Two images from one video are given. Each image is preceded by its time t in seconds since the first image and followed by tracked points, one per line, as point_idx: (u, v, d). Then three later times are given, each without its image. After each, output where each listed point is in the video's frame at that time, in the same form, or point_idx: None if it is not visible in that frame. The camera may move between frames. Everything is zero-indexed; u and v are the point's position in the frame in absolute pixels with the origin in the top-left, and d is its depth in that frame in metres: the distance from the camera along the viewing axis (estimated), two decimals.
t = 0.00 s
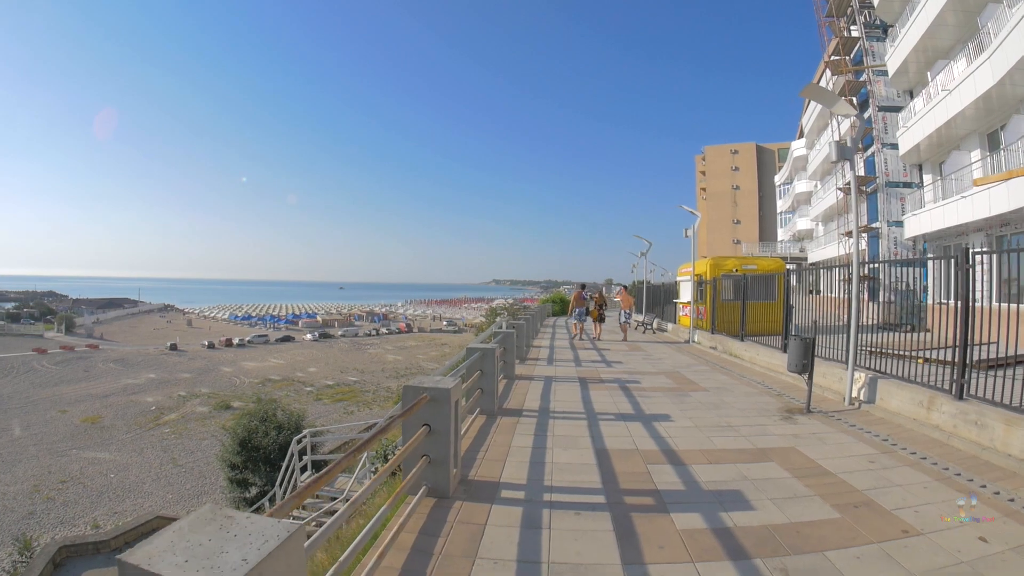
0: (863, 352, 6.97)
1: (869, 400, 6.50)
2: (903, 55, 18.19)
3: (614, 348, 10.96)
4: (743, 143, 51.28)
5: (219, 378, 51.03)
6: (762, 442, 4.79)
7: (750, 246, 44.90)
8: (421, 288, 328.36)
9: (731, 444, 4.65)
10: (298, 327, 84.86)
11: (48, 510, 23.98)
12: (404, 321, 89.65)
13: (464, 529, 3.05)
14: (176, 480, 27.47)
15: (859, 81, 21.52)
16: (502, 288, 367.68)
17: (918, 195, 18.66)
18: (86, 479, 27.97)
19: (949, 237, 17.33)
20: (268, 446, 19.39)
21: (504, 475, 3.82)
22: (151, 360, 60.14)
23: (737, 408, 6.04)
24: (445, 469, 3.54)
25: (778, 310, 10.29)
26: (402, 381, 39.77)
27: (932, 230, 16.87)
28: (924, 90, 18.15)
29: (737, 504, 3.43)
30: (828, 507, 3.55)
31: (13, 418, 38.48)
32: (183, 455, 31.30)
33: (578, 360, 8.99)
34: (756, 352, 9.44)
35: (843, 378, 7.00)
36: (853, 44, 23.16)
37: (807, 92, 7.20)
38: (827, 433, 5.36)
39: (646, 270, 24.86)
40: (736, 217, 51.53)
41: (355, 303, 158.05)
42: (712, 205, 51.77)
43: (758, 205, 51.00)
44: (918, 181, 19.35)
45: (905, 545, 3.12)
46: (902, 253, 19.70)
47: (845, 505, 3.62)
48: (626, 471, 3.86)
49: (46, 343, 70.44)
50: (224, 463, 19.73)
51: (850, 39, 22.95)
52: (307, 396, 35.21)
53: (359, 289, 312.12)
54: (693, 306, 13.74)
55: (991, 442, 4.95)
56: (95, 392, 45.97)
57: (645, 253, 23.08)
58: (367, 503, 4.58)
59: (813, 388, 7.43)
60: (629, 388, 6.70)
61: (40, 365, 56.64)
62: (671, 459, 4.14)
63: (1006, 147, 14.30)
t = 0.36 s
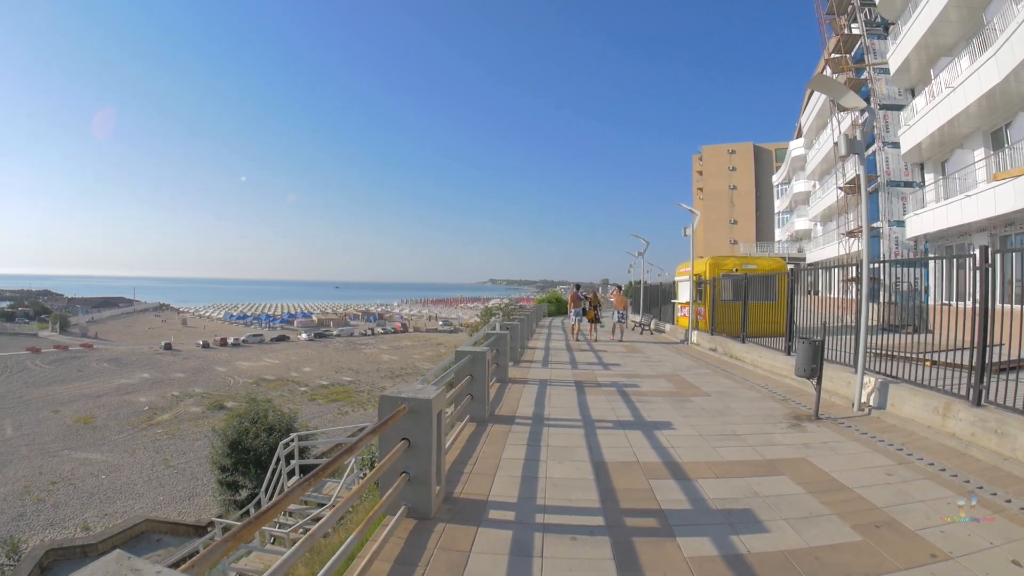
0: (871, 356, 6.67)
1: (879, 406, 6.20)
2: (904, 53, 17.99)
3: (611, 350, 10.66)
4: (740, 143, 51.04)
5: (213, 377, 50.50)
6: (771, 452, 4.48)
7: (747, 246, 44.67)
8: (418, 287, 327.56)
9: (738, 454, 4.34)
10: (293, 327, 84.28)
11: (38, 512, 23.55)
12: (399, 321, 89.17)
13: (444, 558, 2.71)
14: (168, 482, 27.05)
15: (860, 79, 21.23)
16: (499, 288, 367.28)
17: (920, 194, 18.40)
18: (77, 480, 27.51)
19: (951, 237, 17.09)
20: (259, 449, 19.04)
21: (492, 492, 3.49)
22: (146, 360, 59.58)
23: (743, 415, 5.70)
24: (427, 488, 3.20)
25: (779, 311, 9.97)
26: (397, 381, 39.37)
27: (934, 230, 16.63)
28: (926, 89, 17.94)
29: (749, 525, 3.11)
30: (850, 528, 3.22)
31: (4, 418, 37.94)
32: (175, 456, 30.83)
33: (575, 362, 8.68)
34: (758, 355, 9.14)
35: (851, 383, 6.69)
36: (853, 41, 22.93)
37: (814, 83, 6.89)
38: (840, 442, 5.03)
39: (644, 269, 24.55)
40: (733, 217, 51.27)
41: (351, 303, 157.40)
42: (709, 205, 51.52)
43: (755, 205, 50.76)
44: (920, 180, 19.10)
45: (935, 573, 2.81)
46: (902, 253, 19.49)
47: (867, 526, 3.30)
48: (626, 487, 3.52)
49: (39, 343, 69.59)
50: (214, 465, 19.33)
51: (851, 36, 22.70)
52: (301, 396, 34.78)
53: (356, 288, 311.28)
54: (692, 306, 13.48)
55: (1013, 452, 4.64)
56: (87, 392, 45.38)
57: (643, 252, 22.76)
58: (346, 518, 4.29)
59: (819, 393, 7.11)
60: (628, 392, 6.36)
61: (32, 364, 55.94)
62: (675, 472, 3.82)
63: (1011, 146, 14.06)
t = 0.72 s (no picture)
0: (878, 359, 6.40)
1: (887, 411, 5.94)
2: (901, 49, 17.81)
3: (605, 351, 10.33)
4: (732, 142, 50.91)
5: (203, 378, 49.78)
6: (779, 464, 4.17)
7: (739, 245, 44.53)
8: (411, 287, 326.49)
9: (744, 467, 4.02)
10: (284, 327, 83.46)
11: (24, 516, 22.98)
12: (391, 320, 88.54)
13: None
14: (155, 484, 26.50)
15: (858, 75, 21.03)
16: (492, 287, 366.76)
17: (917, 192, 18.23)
18: (64, 482, 26.92)
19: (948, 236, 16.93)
20: (246, 451, 18.60)
21: (477, 515, 3.13)
22: (134, 360, 58.67)
23: (746, 421, 5.41)
24: (403, 513, 2.84)
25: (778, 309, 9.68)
26: (388, 381, 38.93)
27: (932, 228, 16.46)
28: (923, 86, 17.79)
29: (763, 552, 2.79)
30: (873, 553, 2.92)
31: None
32: (163, 458, 30.25)
33: (567, 364, 8.35)
34: (756, 356, 8.84)
35: (856, 387, 6.42)
36: (849, 38, 22.75)
37: (818, 74, 6.59)
38: (851, 454, 4.73)
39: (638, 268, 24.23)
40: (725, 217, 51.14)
41: (343, 302, 156.45)
42: (701, 204, 51.37)
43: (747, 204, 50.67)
44: (917, 179, 18.96)
45: None
46: (899, 252, 19.29)
47: (890, 550, 3.00)
48: (625, 507, 3.20)
49: (25, 343, 68.31)
50: (199, 469, 18.85)
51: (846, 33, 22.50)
52: (291, 396, 34.27)
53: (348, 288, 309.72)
54: (687, 307, 13.11)
55: None
56: (75, 393, 44.56)
57: (636, 251, 22.42)
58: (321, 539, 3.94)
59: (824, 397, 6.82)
60: (625, 397, 6.04)
61: (19, 364, 54.93)
62: (678, 489, 3.50)
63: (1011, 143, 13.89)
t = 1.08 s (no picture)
0: (887, 362, 6.09)
1: (898, 416, 5.64)
2: (899, 46, 17.61)
3: (599, 352, 10.00)
4: (726, 142, 50.75)
5: (194, 379, 49.14)
6: (789, 478, 3.86)
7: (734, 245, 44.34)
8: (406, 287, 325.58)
9: (754, 482, 3.70)
10: (276, 328, 82.79)
11: (10, 521, 22.43)
12: (383, 321, 88.09)
13: None
14: (144, 487, 25.95)
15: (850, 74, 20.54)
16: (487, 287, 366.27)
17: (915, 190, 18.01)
18: (52, 486, 26.36)
19: (947, 235, 16.73)
20: (233, 455, 18.15)
21: (458, 542, 2.76)
22: (124, 362, 57.86)
23: (750, 429, 5.09)
24: (372, 540, 2.44)
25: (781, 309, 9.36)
26: (381, 381, 38.52)
27: (931, 227, 16.27)
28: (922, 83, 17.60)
29: None
30: None
31: None
32: (153, 461, 29.70)
33: (558, 367, 8.02)
34: (756, 358, 8.53)
35: (864, 392, 6.13)
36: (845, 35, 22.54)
37: (824, 63, 6.29)
38: (865, 465, 4.42)
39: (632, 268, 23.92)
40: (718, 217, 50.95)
41: (336, 303, 155.58)
42: (695, 204, 51.21)
43: (740, 204, 50.54)
44: (915, 176, 18.80)
45: None
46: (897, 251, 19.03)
47: None
48: (623, 531, 2.86)
49: (15, 344, 67.35)
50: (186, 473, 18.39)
51: (843, 30, 22.28)
52: (283, 398, 33.79)
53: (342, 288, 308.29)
54: (682, 307, 12.66)
55: None
56: (65, 395, 43.84)
57: (630, 250, 22.09)
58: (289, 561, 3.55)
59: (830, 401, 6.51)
60: (621, 403, 5.70)
61: (8, 366, 54.08)
62: (682, 508, 3.18)
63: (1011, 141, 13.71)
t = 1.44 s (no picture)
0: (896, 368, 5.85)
1: (908, 426, 5.36)
2: (897, 45, 17.45)
3: (593, 356, 9.68)
4: (719, 144, 50.66)
5: (185, 381, 48.45)
6: (801, 497, 3.56)
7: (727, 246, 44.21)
8: (400, 288, 324.50)
9: (763, 501, 3.40)
10: (268, 329, 82.09)
11: None
12: (376, 322, 87.54)
13: None
14: (132, 491, 25.44)
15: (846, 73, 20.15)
16: (481, 289, 365.65)
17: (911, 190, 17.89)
18: (37, 491, 25.75)
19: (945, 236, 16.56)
20: (218, 461, 17.69)
21: None
22: (114, 363, 57.08)
23: (755, 441, 4.81)
24: None
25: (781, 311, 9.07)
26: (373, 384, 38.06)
27: (929, 228, 16.11)
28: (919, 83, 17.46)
29: None
30: None
31: None
32: (141, 464, 29.11)
33: (551, 371, 7.69)
34: (755, 362, 8.25)
35: (871, 399, 5.85)
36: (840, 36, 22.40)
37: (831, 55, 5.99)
38: (881, 481, 4.14)
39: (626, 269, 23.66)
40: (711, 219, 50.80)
41: (329, 304, 154.69)
42: (688, 206, 51.07)
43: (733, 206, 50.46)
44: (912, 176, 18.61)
45: None
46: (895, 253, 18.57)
47: None
48: (623, 563, 2.55)
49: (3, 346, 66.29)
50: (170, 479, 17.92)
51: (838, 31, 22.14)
52: (273, 400, 33.28)
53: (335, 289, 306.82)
54: (677, 308, 12.11)
55: None
56: (52, 398, 43.07)
57: (624, 251, 21.79)
58: None
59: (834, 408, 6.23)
60: (617, 412, 5.39)
61: None
62: (687, 534, 2.86)
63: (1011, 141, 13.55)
